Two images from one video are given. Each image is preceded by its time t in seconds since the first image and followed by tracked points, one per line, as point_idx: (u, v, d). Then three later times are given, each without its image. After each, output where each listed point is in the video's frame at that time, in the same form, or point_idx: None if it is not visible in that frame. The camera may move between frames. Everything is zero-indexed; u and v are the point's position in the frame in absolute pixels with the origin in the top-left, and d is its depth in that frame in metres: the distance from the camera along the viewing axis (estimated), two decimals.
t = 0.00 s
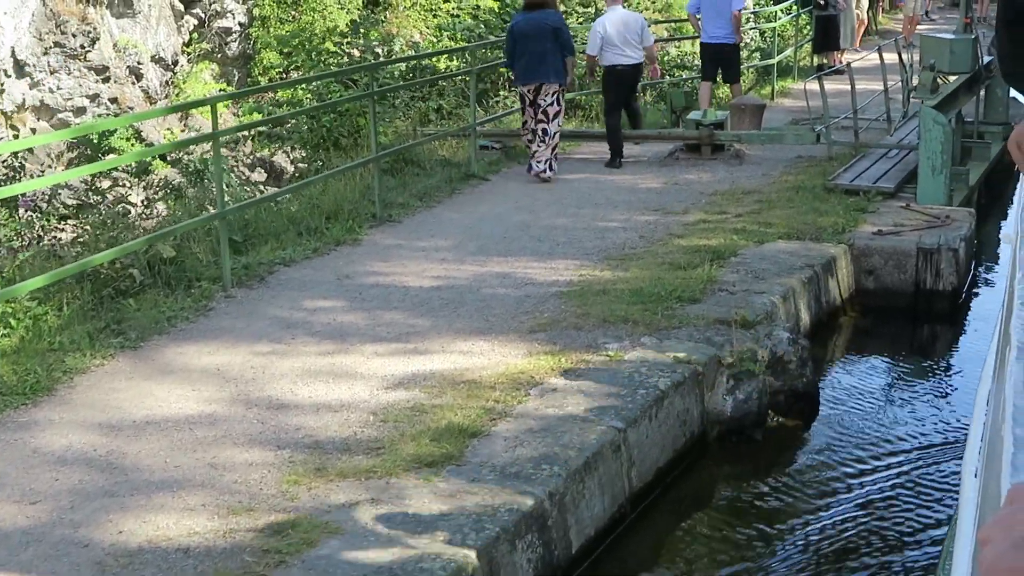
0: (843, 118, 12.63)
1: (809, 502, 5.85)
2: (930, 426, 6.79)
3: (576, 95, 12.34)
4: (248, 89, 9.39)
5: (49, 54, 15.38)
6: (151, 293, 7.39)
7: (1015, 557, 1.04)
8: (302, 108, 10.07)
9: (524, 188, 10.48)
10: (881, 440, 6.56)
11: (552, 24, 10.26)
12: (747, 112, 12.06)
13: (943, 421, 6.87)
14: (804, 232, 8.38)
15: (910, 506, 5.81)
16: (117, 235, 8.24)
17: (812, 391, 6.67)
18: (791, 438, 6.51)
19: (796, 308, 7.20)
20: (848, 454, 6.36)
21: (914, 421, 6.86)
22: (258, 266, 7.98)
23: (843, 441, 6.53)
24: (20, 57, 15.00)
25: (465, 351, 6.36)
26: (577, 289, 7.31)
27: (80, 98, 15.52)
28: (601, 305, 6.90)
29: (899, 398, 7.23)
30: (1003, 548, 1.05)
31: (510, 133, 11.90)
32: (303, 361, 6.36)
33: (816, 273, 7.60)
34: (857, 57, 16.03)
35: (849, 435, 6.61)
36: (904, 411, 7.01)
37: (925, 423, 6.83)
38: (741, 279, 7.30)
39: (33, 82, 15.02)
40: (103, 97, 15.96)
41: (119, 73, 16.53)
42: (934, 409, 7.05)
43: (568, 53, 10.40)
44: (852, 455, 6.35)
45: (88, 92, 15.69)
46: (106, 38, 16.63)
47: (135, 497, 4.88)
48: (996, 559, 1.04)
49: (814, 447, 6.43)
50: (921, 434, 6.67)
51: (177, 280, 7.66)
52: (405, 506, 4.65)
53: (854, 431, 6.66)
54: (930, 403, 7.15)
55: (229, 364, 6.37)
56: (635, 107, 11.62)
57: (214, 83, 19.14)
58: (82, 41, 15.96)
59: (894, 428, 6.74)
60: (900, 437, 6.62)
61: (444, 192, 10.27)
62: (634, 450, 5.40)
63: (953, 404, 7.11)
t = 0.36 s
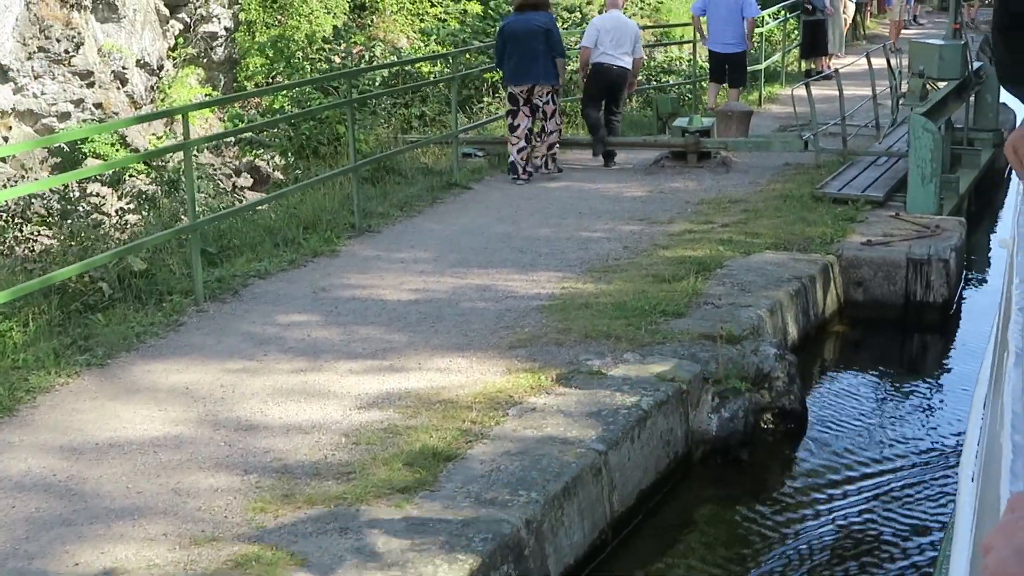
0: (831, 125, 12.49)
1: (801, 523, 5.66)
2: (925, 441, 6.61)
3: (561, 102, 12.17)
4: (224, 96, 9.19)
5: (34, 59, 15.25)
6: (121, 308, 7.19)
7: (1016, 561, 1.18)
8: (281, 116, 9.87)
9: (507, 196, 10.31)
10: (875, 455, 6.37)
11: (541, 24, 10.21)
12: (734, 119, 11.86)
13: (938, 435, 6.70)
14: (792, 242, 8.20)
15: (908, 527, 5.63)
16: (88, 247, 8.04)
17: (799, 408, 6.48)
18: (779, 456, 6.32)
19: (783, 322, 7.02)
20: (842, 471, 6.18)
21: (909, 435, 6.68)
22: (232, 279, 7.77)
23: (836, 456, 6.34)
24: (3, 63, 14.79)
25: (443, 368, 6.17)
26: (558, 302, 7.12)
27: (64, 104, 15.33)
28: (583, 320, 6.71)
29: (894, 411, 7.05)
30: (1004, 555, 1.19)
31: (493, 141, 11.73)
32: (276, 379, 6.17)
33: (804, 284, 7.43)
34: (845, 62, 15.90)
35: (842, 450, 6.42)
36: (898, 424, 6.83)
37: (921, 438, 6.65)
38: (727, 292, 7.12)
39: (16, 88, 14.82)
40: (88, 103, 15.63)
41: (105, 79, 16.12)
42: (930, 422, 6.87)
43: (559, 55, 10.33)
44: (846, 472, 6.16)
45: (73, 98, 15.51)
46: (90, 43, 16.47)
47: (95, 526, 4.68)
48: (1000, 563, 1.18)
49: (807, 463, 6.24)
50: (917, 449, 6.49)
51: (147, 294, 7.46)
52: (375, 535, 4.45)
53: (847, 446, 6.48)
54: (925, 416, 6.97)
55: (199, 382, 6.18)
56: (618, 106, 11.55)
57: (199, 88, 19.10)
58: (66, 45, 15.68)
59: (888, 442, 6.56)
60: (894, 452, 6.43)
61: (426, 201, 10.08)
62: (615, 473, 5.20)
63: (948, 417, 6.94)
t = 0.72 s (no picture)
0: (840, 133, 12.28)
1: (805, 554, 5.46)
2: (936, 464, 6.45)
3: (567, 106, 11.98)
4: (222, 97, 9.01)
5: (39, 57, 15.09)
6: (109, 315, 7.00)
7: None
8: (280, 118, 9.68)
9: (510, 202, 10.12)
10: (885, 480, 6.21)
11: (569, 33, 10.06)
12: (742, 126, 11.66)
13: (950, 457, 6.53)
14: (799, 254, 8.00)
15: (920, 561, 5.45)
16: (79, 251, 7.85)
17: (805, 429, 6.28)
18: (784, 481, 6.12)
19: (790, 337, 6.81)
20: (850, 497, 6.02)
21: (920, 458, 6.51)
22: (224, 285, 7.58)
23: (845, 481, 6.18)
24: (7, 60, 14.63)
25: (438, 382, 5.98)
26: (558, 314, 6.92)
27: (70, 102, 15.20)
28: (583, 333, 6.51)
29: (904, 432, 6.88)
30: None
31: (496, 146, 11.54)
32: (266, 391, 5.98)
33: (812, 299, 7.22)
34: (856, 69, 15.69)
35: (851, 474, 6.26)
36: (909, 445, 6.66)
37: (932, 462, 6.48)
38: (732, 306, 6.91)
39: (21, 85, 14.67)
40: (93, 101, 15.48)
41: (110, 76, 16.09)
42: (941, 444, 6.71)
43: (581, 65, 10.17)
44: (853, 501, 5.98)
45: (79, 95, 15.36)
46: (97, 42, 16.29)
47: (69, 547, 4.48)
48: None
49: (814, 489, 6.08)
50: (928, 474, 6.31)
51: (137, 300, 7.27)
52: (360, 561, 4.25)
53: (855, 472, 6.29)
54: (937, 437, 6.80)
55: (186, 394, 5.99)
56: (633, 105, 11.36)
57: (207, 87, 18.70)
58: (72, 43, 15.56)
59: (898, 465, 6.39)
60: (905, 475, 6.27)
61: (427, 206, 9.88)
62: (612, 497, 5.00)
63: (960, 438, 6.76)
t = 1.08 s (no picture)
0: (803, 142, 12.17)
1: None
2: (893, 483, 6.34)
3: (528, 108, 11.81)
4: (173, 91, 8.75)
5: None
6: (45, 315, 6.74)
7: None
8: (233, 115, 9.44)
9: (466, 205, 9.92)
10: (840, 500, 6.09)
11: (539, 27, 10.09)
12: (704, 133, 11.52)
13: (907, 475, 6.43)
14: (758, 267, 7.85)
15: None
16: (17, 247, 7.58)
17: (759, 449, 6.11)
18: (737, 502, 5.95)
19: (747, 353, 6.66)
20: (803, 520, 5.86)
21: (875, 477, 6.40)
22: (167, 287, 7.34)
23: (799, 499, 6.06)
24: None
25: (383, 393, 5.77)
26: (510, 325, 6.72)
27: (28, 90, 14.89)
28: (535, 345, 6.32)
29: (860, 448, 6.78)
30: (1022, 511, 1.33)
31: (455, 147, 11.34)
32: (204, 400, 5.76)
33: (770, 313, 7.07)
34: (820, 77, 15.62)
35: (805, 497, 6.10)
36: (865, 463, 6.56)
37: (889, 479, 6.37)
38: (688, 320, 6.74)
39: None
40: (52, 89, 15.19)
41: (70, 65, 15.75)
42: (898, 461, 6.61)
43: (552, 60, 10.14)
44: (807, 525, 5.82)
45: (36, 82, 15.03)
46: (56, 29, 15.85)
47: None
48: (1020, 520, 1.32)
49: (767, 512, 5.91)
50: (883, 497, 6.17)
51: (75, 300, 7.02)
52: None
53: (809, 494, 6.14)
54: (894, 454, 6.70)
55: (121, 401, 5.75)
56: (613, 103, 11.31)
57: (168, 79, 18.33)
58: (32, 30, 15.18)
59: (852, 486, 6.26)
60: (858, 497, 6.14)
61: (381, 208, 9.67)
62: (558, 519, 4.81)
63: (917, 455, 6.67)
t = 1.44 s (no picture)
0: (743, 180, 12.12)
1: None
2: (837, 525, 6.18)
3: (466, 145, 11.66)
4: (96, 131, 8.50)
5: None
6: None
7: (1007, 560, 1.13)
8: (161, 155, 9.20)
9: (401, 245, 9.72)
10: (782, 546, 5.90)
11: (473, 65, 9.99)
12: (644, 171, 11.42)
13: (851, 518, 6.27)
14: (698, 307, 7.72)
15: None
16: None
17: (699, 498, 5.92)
18: (678, 551, 5.75)
19: (686, 398, 6.50)
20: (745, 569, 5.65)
21: (819, 520, 6.24)
22: (88, 332, 7.05)
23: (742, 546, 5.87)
24: None
25: (309, 444, 5.54)
26: (444, 370, 6.52)
27: None
28: (469, 392, 6.12)
29: (804, 489, 6.62)
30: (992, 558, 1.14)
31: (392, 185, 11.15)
32: (121, 452, 5.49)
33: (709, 355, 6.93)
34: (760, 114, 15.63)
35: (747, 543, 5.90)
36: (809, 504, 6.40)
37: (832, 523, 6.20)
38: (626, 364, 6.58)
39: None
40: None
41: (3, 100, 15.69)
42: (843, 502, 6.46)
43: (487, 97, 9.98)
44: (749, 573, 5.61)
45: None
46: None
47: None
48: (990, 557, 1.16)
49: (707, 562, 5.71)
50: (826, 542, 5.98)
51: None
52: None
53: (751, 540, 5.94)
54: (838, 495, 6.55)
55: (33, 454, 5.47)
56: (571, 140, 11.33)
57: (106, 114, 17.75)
58: None
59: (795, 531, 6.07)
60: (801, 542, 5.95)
61: (314, 246, 9.44)
62: None
63: (862, 496, 6.53)
